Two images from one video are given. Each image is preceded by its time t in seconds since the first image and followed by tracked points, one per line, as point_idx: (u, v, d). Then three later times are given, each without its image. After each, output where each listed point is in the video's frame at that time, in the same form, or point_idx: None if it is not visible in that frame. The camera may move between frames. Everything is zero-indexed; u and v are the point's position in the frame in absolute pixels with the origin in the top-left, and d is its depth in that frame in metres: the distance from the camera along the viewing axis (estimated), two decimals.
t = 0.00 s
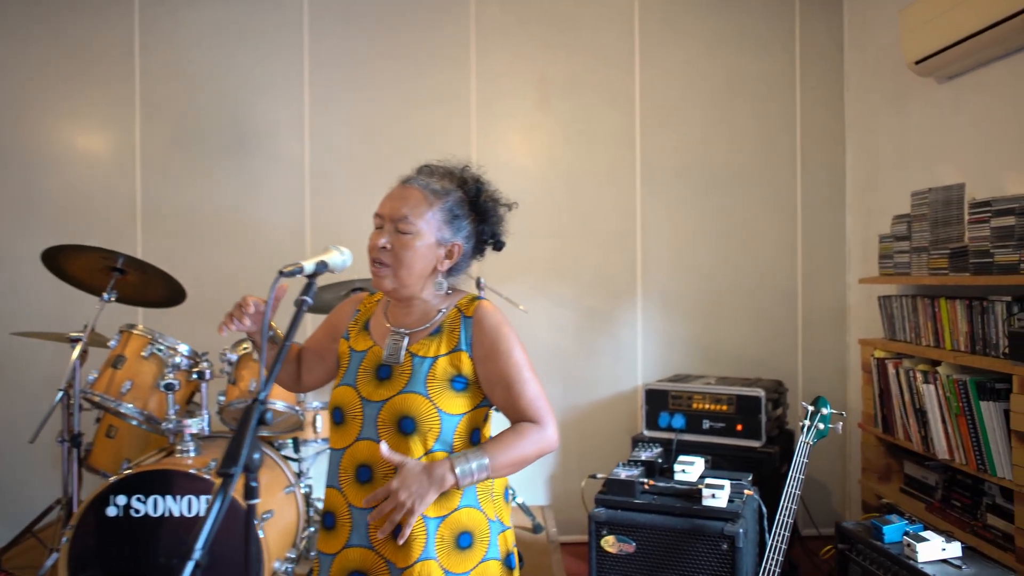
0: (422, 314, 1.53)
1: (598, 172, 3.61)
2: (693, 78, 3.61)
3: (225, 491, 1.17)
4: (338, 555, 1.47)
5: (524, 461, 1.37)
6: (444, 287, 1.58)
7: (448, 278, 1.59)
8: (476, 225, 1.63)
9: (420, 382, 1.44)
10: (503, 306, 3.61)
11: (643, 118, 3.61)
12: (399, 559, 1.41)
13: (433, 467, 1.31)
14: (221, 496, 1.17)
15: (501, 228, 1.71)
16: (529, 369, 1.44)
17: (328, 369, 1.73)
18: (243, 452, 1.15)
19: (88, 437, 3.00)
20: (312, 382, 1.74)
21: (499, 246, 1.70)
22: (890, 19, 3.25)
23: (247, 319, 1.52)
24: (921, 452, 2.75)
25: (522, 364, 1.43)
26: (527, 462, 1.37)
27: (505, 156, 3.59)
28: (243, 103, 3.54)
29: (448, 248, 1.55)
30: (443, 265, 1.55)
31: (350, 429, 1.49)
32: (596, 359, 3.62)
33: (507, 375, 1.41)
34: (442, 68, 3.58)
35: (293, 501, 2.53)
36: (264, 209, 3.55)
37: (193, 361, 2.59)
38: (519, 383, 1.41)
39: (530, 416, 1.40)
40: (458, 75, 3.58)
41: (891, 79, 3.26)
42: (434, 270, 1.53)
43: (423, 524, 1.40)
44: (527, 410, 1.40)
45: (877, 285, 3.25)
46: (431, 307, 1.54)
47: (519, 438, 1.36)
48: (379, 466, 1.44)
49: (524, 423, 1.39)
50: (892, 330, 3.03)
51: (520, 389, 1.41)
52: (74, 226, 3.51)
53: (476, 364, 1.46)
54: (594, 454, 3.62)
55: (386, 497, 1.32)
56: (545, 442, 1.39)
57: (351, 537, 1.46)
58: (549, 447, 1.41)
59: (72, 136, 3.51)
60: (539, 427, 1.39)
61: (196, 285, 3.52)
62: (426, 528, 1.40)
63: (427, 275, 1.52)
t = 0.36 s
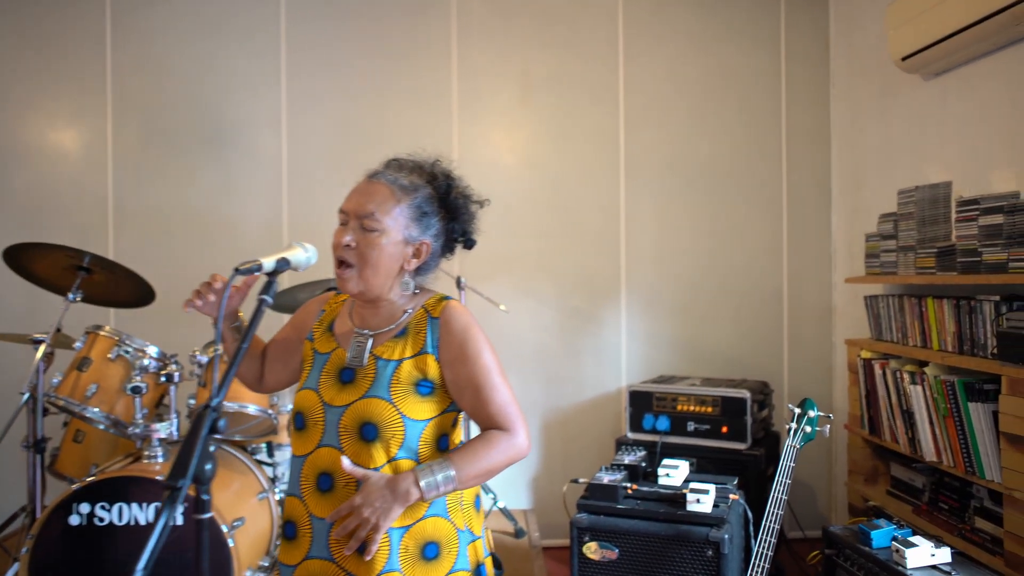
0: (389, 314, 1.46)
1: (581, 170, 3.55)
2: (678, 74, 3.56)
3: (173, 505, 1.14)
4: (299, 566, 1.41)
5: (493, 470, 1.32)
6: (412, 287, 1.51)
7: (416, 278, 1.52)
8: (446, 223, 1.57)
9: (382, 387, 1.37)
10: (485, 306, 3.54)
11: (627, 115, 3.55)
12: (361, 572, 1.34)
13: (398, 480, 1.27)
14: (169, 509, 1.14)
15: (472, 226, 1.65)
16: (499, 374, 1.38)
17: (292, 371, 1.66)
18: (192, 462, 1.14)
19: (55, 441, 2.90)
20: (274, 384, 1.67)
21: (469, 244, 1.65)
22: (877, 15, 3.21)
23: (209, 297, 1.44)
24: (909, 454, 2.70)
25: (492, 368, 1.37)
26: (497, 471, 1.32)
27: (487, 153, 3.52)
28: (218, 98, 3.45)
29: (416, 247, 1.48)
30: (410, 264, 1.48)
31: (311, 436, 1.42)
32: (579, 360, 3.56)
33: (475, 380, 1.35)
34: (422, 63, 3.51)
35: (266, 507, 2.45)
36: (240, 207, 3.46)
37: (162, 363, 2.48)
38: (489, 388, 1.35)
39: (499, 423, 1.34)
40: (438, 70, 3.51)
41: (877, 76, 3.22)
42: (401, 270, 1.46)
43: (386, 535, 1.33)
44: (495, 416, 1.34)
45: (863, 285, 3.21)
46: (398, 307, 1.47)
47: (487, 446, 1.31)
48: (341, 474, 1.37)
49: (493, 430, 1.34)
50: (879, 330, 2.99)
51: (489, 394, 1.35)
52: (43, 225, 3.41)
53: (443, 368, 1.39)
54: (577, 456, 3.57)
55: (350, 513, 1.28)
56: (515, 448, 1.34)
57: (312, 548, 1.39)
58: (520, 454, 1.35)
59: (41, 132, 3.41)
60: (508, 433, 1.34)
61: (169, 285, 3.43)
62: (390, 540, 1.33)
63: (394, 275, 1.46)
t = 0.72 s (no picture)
0: (362, 314, 1.41)
1: (569, 168, 3.50)
2: (666, 72, 3.52)
3: (129, 517, 1.07)
4: (270, 573, 1.36)
5: (467, 474, 1.26)
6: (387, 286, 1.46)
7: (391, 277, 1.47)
8: (423, 220, 1.52)
9: (354, 388, 1.32)
10: (471, 306, 3.49)
11: (614, 113, 3.51)
12: None
13: (367, 483, 1.21)
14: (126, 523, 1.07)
15: (452, 223, 1.60)
16: (476, 374, 1.33)
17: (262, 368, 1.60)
18: (151, 471, 1.07)
19: (29, 445, 2.83)
20: (241, 379, 1.61)
21: (450, 241, 1.59)
22: (866, 12, 3.18)
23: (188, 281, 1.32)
24: (899, 455, 2.67)
25: (468, 369, 1.31)
26: (471, 476, 1.27)
27: (474, 151, 3.47)
28: (198, 94, 3.39)
29: (390, 246, 1.43)
30: (385, 263, 1.43)
31: (280, 438, 1.37)
32: (566, 360, 3.51)
33: (451, 381, 1.30)
34: (408, 59, 3.45)
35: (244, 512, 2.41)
36: (221, 205, 3.40)
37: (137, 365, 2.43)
38: (463, 390, 1.30)
39: (474, 426, 1.29)
40: (424, 66, 3.46)
41: (866, 74, 3.19)
42: (375, 269, 1.41)
43: (357, 542, 1.28)
44: (470, 419, 1.29)
45: (853, 285, 3.18)
46: (372, 307, 1.42)
47: (461, 450, 1.26)
48: (312, 478, 1.32)
49: (467, 433, 1.28)
50: (869, 330, 2.96)
51: (464, 396, 1.29)
52: (18, 223, 3.33)
53: (417, 368, 1.34)
54: (564, 458, 3.52)
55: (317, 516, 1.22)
56: (491, 452, 1.28)
57: (282, 554, 1.34)
58: (496, 459, 1.30)
59: (16, 128, 3.33)
60: (483, 436, 1.28)
61: (148, 284, 3.36)
62: (361, 547, 1.28)
63: (368, 275, 1.41)
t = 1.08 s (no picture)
0: (356, 312, 1.38)
1: (566, 167, 3.47)
2: (664, 69, 3.49)
3: (100, 524, 1.03)
4: None
5: (444, 483, 1.23)
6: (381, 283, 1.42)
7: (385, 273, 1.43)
8: (418, 213, 1.48)
9: (346, 389, 1.29)
10: (467, 306, 3.45)
11: (612, 110, 3.48)
12: None
13: (344, 477, 1.17)
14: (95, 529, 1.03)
15: (451, 216, 1.57)
16: (467, 382, 1.29)
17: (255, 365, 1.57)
18: (124, 477, 1.05)
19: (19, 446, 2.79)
20: (233, 375, 1.57)
21: (448, 235, 1.56)
22: (866, 9, 3.14)
23: (171, 271, 1.22)
24: (900, 457, 2.63)
25: (460, 378, 1.28)
26: (449, 485, 1.23)
27: (470, 149, 3.44)
28: (192, 92, 3.35)
29: (382, 240, 1.39)
30: (377, 258, 1.39)
31: (270, 439, 1.34)
32: (564, 361, 3.48)
33: (440, 386, 1.27)
34: (403, 57, 3.42)
35: (237, 515, 2.36)
36: (214, 204, 3.36)
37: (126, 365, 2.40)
38: (452, 396, 1.26)
39: (457, 436, 1.26)
40: (420, 64, 3.42)
41: (867, 71, 3.16)
42: (366, 264, 1.37)
43: (347, 546, 1.26)
44: (455, 428, 1.26)
45: (853, 284, 3.15)
46: (366, 304, 1.39)
47: (442, 456, 1.23)
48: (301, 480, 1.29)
49: (451, 441, 1.25)
50: (869, 330, 2.92)
51: (453, 402, 1.26)
52: (9, 223, 3.29)
53: (410, 370, 1.30)
54: (562, 460, 3.49)
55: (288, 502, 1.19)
56: (473, 464, 1.25)
57: (270, 558, 1.32)
58: (478, 470, 1.27)
59: (7, 127, 3.30)
60: (466, 446, 1.25)
61: (141, 284, 3.32)
62: (350, 551, 1.26)
63: (359, 270, 1.37)
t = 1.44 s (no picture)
0: (370, 316, 1.35)
1: (580, 166, 3.43)
2: (679, 67, 3.44)
3: (89, 530, 1.03)
4: None
5: (452, 488, 1.20)
6: (396, 286, 1.39)
7: (400, 275, 1.39)
8: (436, 215, 1.42)
9: (360, 394, 1.27)
10: (479, 307, 3.42)
11: (627, 109, 3.44)
12: None
13: (352, 466, 1.16)
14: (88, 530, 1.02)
15: (475, 221, 1.49)
16: (483, 390, 1.26)
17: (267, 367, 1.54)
18: (115, 482, 1.05)
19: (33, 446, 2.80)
20: (245, 377, 1.55)
21: (470, 240, 1.48)
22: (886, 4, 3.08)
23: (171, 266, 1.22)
24: (921, 462, 2.58)
25: (474, 386, 1.24)
26: (456, 491, 1.21)
27: (483, 148, 3.41)
28: (205, 92, 3.35)
29: (394, 243, 1.35)
30: (389, 261, 1.35)
31: (283, 443, 1.31)
32: (578, 362, 3.44)
33: (454, 392, 1.24)
34: (416, 56, 3.40)
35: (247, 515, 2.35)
36: (227, 203, 3.36)
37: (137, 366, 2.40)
38: (465, 403, 1.23)
39: (470, 442, 1.23)
40: (433, 62, 3.40)
41: (887, 68, 3.09)
42: (378, 266, 1.34)
43: (360, 555, 1.23)
44: (467, 434, 1.23)
45: (872, 284, 3.09)
46: (381, 308, 1.36)
47: (452, 460, 1.20)
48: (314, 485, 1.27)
49: (462, 446, 1.23)
50: (889, 331, 2.87)
51: (466, 409, 1.23)
52: (24, 223, 3.31)
53: (425, 375, 1.28)
54: (575, 462, 3.45)
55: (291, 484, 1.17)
56: (483, 472, 1.22)
57: (281, 564, 1.29)
58: (488, 481, 1.24)
59: (22, 128, 3.31)
60: (478, 454, 1.22)
61: (154, 284, 3.33)
62: (364, 560, 1.23)
63: (370, 273, 1.33)
